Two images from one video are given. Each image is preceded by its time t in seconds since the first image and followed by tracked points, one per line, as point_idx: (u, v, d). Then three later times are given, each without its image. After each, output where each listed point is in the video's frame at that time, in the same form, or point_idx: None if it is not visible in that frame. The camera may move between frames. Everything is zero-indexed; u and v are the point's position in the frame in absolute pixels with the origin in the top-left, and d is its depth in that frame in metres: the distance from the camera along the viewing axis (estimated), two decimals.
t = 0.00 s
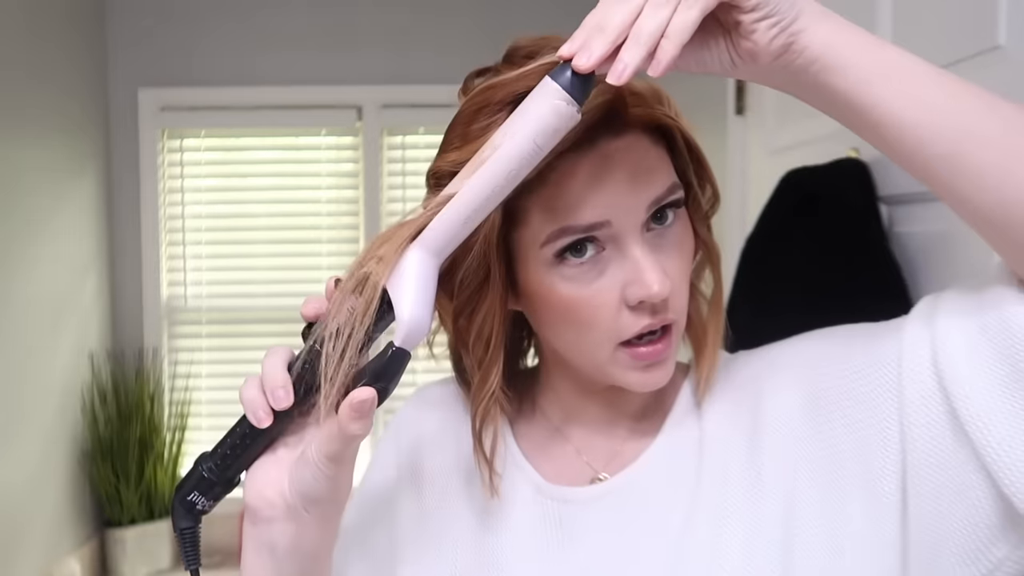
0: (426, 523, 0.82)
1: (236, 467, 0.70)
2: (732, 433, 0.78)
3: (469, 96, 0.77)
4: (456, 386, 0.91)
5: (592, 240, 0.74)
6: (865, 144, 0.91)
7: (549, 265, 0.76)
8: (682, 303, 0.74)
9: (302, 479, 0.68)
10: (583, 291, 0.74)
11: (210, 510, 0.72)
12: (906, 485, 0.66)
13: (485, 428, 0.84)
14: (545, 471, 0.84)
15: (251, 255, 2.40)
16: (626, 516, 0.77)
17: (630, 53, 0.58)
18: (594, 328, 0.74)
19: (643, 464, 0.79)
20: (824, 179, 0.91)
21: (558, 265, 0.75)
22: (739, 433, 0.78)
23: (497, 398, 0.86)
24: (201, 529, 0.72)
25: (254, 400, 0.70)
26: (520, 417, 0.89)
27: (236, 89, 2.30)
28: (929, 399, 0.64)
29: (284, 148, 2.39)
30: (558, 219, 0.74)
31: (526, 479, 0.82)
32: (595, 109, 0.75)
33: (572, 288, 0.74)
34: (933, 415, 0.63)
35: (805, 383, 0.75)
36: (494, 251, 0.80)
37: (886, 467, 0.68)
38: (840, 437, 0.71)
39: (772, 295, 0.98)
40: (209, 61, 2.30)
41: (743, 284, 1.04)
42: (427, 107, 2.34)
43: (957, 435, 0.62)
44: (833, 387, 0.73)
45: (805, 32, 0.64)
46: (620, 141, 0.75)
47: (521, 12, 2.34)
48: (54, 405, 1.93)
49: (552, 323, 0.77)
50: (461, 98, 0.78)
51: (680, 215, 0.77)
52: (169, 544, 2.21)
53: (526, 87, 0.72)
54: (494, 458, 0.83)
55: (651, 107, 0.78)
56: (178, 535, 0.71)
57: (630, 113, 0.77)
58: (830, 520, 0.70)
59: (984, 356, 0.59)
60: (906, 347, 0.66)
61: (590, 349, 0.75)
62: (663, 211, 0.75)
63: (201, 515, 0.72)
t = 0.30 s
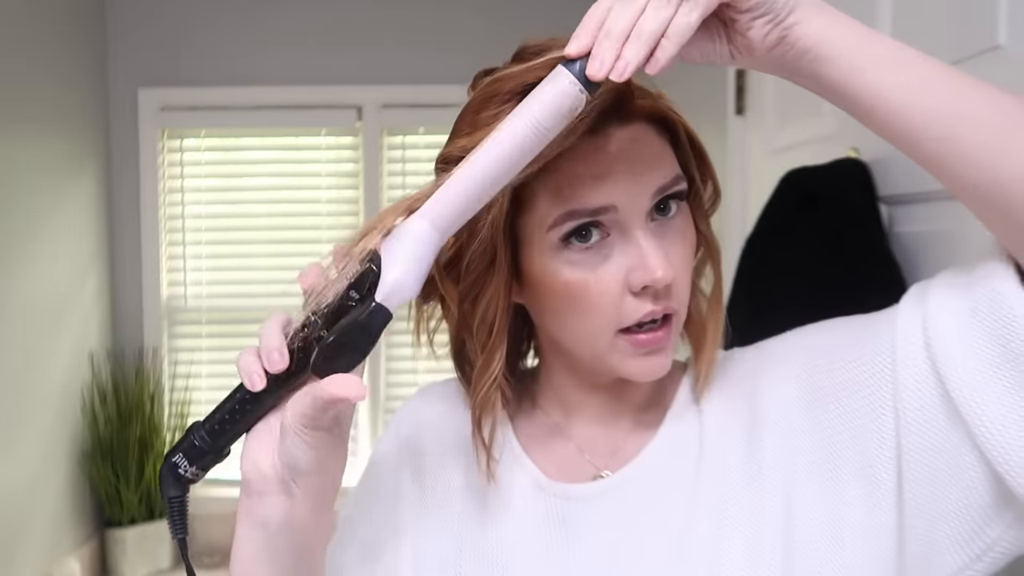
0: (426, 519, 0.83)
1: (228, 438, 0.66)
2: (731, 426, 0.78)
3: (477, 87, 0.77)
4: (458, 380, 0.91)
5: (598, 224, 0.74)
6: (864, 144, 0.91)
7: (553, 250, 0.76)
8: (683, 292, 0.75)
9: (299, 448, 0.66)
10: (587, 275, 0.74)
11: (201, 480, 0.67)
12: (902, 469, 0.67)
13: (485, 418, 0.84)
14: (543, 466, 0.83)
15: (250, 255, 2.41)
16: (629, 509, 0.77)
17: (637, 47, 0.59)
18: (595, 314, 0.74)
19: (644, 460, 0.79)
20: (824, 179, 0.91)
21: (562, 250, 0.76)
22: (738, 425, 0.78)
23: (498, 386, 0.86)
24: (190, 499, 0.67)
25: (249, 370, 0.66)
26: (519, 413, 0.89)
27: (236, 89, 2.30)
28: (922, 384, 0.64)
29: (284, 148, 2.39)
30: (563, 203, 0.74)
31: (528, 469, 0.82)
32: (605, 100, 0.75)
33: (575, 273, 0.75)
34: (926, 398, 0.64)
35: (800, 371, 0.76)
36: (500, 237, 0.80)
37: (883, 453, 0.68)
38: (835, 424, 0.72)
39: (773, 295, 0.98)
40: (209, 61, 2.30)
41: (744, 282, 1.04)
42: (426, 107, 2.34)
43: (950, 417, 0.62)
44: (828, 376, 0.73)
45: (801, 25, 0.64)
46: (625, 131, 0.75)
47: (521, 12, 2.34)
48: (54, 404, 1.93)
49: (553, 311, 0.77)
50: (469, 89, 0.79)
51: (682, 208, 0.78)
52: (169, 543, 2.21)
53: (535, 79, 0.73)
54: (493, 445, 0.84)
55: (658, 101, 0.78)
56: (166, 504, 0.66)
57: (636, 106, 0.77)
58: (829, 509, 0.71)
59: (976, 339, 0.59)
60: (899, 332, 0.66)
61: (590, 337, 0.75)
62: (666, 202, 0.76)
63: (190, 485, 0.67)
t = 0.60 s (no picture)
0: (425, 513, 0.82)
1: (228, 414, 0.67)
2: (733, 424, 0.79)
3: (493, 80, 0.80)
4: (468, 375, 0.92)
5: (612, 212, 0.75)
6: (864, 144, 0.91)
7: (568, 237, 0.76)
8: (696, 283, 0.75)
9: (324, 396, 0.71)
10: (601, 264, 0.74)
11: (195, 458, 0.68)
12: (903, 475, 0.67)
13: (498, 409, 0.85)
14: (546, 462, 0.84)
15: (251, 255, 2.41)
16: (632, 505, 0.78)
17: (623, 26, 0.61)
18: (609, 303, 0.74)
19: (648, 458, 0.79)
20: (824, 179, 0.91)
21: (577, 238, 0.76)
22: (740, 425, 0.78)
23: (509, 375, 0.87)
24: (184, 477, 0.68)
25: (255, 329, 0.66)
26: (524, 413, 0.89)
27: (236, 89, 2.30)
28: (923, 391, 0.64)
29: (284, 148, 2.39)
30: (579, 190, 0.75)
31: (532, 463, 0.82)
32: (624, 89, 0.77)
33: (591, 261, 0.74)
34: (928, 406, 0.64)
35: (805, 373, 0.76)
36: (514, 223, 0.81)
37: (886, 458, 0.68)
38: (838, 428, 0.72)
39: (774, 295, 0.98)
40: (209, 60, 2.30)
41: (745, 281, 1.04)
42: (427, 107, 2.34)
43: (952, 427, 0.62)
44: (832, 379, 0.73)
45: (795, 28, 0.65)
46: (642, 122, 0.77)
47: (521, 12, 2.34)
48: (54, 404, 1.93)
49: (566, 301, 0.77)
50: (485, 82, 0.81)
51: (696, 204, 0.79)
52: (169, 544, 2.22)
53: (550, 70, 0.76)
54: (507, 437, 0.84)
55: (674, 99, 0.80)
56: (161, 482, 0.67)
57: (652, 101, 0.79)
58: (832, 513, 0.71)
59: (978, 346, 0.60)
60: (904, 337, 0.66)
61: (603, 325, 0.75)
62: (680, 197, 0.77)
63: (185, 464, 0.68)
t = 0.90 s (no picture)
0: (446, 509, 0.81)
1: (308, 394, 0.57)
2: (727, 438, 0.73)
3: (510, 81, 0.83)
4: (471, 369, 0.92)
5: (619, 205, 0.75)
6: (865, 144, 0.91)
7: (575, 228, 0.76)
8: (698, 278, 0.75)
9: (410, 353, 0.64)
10: (607, 255, 0.74)
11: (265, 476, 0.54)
12: None
13: (498, 397, 0.85)
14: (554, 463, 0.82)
15: (251, 255, 2.41)
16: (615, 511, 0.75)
17: None
18: (612, 296, 0.74)
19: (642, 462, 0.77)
20: (823, 179, 0.91)
21: (583, 229, 0.76)
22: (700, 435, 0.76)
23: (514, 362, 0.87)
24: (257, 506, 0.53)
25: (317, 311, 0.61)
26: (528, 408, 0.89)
27: (236, 89, 2.30)
28: None
29: (284, 148, 2.39)
30: (586, 179, 0.75)
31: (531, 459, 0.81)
32: (630, 87, 0.77)
33: (596, 253, 0.74)
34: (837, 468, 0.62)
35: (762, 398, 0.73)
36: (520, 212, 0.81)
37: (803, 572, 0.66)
38: (774, 449, 0.68)
39: (773, 302, 0.97)
40: (208, 60, 2.30)
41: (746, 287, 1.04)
42: (426, 107, 2.34)
43: None
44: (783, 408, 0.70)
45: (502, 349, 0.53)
46: (651, 118, 0.77)
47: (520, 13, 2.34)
48: (54, 405, 1.94)
49: (570, 292, 0.77)
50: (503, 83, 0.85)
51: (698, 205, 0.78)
52: (169, 543, 2.23)
53: (557, 73, 0.79)
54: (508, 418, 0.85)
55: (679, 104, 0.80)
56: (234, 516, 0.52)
57: (657, 102, 0.79)
58: None
59: None
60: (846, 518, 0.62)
61: (607, 317, 0.75)
62: (685, 195, 0.77)
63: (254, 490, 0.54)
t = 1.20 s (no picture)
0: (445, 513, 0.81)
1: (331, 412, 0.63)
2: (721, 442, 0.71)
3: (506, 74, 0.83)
4: (468, 368, 0.93)
5: (612, 203, 0.75)
6: (865, 144, 0.91)
7: (567, 226, 0.76)
8: (692, 276, 0.75)
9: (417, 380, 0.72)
10: (601, 254, 0.74)
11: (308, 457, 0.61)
12: None
13: (497, 398, 0.86)
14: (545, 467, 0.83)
15: (251, 255, 2.41)
16: (590, 514, 0.75)
17: None
18: (606, 295, 0.74)
19: (626, 467, 0.77)
20: (823, 179, 0.91)
21: (576, 227, 0.76)
22: (674, 446, 0.76)
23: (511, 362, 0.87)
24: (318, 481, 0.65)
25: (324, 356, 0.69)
26: (529, 410, 0.90)
27: (237, 89, 2.30)
28: None
29: (284, 148, 2.39)
30: (580, 177, 0.75)
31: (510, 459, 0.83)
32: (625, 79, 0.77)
33: (591, 251, 0.74)
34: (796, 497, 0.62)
35: (740, 419, 0.72)
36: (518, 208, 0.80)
37: None
38: (756, 459, 0.67)
39: (773, 303, 0.97)
40: (208, 61, 2.30)
41: (746, 288, 1.04)
42: (426, 107, 2.34)
43: None
44: (759, 430, 0.69)
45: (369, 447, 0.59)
46: (645, 114, 0.77)
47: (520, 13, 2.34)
48: (54, 404, 1.93)
49: (564, 292, 0.77)
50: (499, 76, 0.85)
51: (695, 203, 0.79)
52: (169, 543, 2.23)
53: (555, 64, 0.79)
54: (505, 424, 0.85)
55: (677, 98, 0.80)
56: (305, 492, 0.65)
57: (653, 96, 0.79)
58: None
59: None
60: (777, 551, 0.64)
61: (599, 317, 0.75)
62: (682, 193, 0.77)
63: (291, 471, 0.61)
